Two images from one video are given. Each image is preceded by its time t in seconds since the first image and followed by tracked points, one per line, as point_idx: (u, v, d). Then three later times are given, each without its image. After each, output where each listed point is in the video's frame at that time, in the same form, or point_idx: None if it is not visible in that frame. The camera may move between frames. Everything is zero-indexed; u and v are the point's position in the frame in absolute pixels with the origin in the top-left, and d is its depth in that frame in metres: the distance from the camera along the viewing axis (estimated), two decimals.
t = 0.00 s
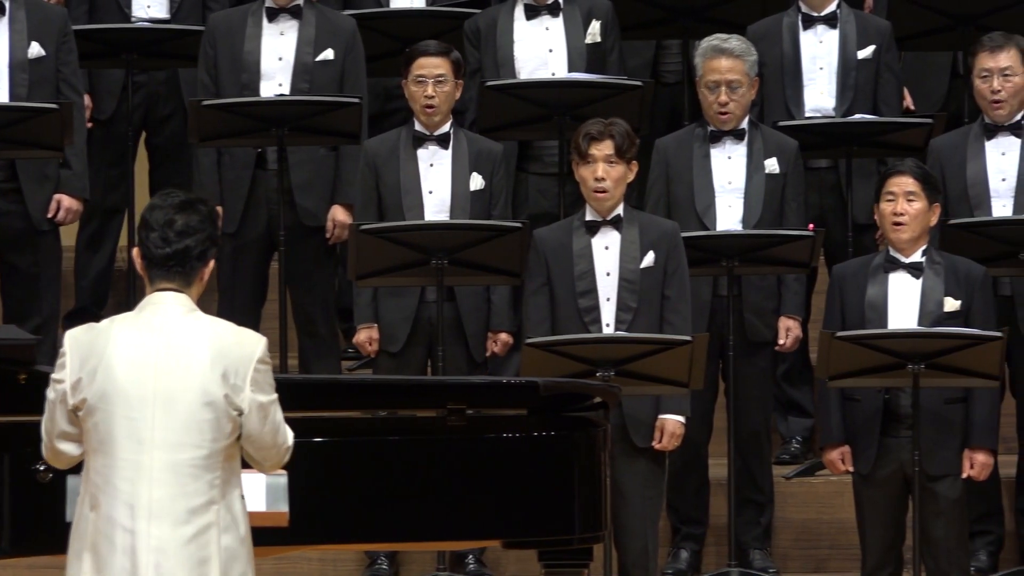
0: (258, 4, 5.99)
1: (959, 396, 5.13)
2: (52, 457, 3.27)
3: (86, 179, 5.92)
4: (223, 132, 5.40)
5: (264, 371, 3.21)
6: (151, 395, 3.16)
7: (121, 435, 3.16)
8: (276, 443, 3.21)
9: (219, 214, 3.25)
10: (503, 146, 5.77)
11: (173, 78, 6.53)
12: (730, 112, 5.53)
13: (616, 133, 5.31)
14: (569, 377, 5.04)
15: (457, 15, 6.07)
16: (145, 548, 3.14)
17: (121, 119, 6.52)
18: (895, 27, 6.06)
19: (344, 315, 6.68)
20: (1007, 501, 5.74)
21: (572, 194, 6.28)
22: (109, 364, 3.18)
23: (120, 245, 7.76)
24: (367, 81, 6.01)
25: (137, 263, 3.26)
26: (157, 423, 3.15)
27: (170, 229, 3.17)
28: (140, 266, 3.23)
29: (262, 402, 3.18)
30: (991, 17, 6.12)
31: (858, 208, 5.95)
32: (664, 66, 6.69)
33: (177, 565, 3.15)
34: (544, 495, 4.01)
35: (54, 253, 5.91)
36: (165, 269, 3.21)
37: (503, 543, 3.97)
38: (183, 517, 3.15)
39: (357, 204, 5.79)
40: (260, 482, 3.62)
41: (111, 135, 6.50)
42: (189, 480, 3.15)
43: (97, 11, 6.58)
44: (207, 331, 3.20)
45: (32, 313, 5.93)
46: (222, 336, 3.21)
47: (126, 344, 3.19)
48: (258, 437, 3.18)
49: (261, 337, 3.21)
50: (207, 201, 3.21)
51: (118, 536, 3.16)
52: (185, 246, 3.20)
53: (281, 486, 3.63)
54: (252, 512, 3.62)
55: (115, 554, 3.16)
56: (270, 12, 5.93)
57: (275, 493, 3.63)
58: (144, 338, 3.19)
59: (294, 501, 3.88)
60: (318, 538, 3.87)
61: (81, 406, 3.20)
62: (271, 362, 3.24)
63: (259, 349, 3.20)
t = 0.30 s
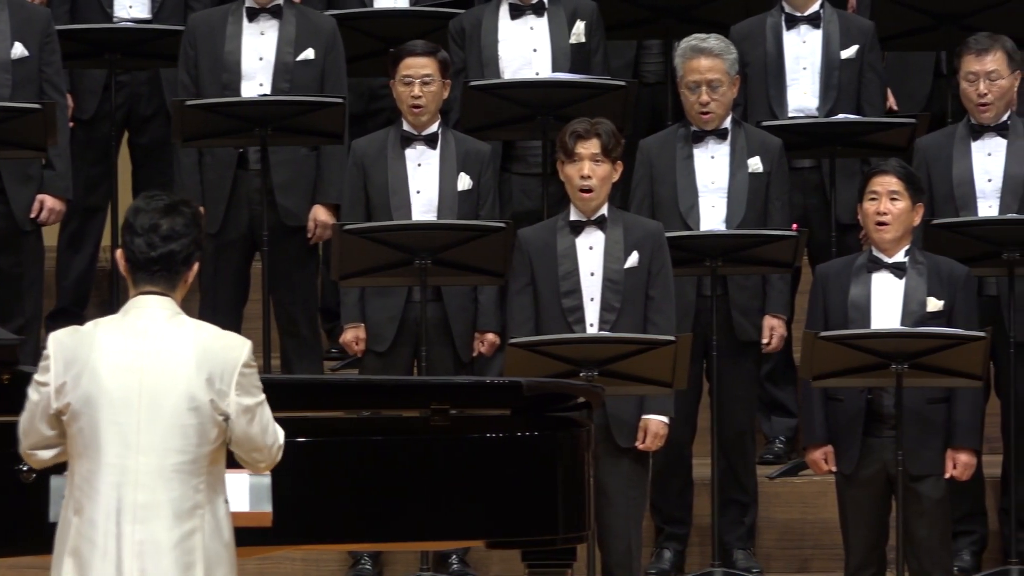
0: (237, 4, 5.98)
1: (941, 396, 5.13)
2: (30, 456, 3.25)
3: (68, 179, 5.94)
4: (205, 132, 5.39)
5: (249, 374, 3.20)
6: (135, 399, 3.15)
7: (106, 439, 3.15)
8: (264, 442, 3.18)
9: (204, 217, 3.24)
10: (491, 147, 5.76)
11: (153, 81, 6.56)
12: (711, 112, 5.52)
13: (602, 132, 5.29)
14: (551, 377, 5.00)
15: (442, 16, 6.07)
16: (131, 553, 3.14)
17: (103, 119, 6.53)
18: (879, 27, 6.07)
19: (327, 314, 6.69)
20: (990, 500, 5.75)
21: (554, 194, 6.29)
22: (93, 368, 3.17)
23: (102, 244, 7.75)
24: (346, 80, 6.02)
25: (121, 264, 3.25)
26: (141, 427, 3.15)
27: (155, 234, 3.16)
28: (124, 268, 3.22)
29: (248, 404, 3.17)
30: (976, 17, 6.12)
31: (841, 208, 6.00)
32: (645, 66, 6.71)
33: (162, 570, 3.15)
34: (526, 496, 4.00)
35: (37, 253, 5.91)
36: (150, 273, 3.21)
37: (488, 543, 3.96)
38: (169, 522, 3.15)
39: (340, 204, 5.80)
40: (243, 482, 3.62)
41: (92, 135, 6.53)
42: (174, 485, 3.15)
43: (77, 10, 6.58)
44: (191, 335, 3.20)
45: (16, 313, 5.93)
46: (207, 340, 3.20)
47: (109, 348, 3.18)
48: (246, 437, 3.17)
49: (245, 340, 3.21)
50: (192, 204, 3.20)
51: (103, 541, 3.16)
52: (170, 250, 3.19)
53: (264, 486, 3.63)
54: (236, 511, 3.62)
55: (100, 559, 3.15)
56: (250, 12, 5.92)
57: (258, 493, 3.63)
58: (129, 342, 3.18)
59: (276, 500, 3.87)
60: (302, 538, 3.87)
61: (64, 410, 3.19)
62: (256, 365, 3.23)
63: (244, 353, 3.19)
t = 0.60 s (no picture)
0: (219, 4, 5.97)
1: (923, 396, 5.13)
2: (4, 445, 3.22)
3: (47, 180, 5.92)
4: (188, 132, 5.37)
5: (232, 375, 3.18)
6: (117, 401, 3.14)
7: (88, 441, 3.14)
8: (253, 443, 3.16)
9: (184, 218, 3.24)
10: (477, 147, 5.75)
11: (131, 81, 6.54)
12: (694, 112, 5.53)
13: (585, 131, 5.28)
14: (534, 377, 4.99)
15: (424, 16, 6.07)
16: (114, 555, 3.13)
17: (83, 119, 6.50)
18: (862, 27, 6.08)
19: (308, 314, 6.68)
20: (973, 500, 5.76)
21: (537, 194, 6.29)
22: (75, 369, 3.16)
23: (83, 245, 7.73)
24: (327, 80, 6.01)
25: (101, 266, 3.24)
26: (124, 429, 3.14)
27: (136, 238, 3.15)
28: (105, 271, 3.21)
29: (231, 405, 3.15)
30: (958, 17, 6.14)
31: (824, 207, 5.99)
32: (628, 66, 6.73)
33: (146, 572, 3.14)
34: (510, 495, 3.99)
35: (17, 253, 5.89)
36: (131, 277, 3.21)
37: (470, 543, 3.95)
38: (152, 524, 3.14)
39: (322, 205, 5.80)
40: (226, 482, 3.60)
41: (72, 135, 6.50)
42: (157, 488, 3.14)
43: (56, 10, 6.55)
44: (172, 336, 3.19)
45: None
46: (188, 342, 3.19)
47: (91, 350, 3.17)
48: (231, 437, 3.15)
49: (227, 341, 3.19)
50: (172, 206, 3.20)
51: (86, 544, 3.15)
52: (150, 254, 3.19)
53: (247, 486, 3.61)
54: (218, 512, 3.60)
55: (84, 561, 3.15)
56: (231, 12, 5.92)
57: (241, 494, 3.61)
58: (111, 344, 3.17)
59: (261, 501, 3.87)
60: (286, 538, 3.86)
61: (47, 411, 3.18)
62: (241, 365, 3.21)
63: (226, 354, 3.18)
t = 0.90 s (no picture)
0: (202, 4, 5.97)
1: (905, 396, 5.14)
2: None
3: (26, 180, 5.91)
4: (172, 132, 5.36)
5: (215, 376, 3.17)
6: (100, 403, 3.14)
7: (71, 443, 3.14)
8: (235, 444, 3.15)
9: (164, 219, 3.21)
10: (463, 147, 5.75)
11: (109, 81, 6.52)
12: (679, 112, 5.53)
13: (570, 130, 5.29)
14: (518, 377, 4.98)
15: (409, 16, 6.07)
16: (99, 556, 3.13)
17: (60, 118, 6.48)
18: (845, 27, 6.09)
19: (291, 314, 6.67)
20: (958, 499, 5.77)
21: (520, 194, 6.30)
22: (57, 372, 3.16)
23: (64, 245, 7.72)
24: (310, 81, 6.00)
25: (82, 267, 3.23)
26: (107, 431, 3.13)
27: (115, 244, 3.14)
28: (86, 275, 3.20)
29: (214, 406, 3.15)
30: (939, 18, 6.15)
31: (807, 206, 6.01)
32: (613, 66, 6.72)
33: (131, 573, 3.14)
34: (494, 496, 3.99)
35: None
36: (112, 281, 3.20)
37: (453, 543, 3.96)
38: (136, 526, 3.14)
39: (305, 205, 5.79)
40: (211, 482, 3.62)
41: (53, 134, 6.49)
42: (141, 489, 3.14)
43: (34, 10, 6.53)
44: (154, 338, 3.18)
45: None
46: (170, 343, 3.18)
47: (73, 352, 3.17)
48: (213, 437, 3.15)
49: (209, 342, 3.18)
50: (151, 209, 3.18)
51: (71, 545, 3.15)
52: (131, 258, 3.18)
53: (231, 487, 3.62)
54: (203, 512, 3.61)
55: (69, 563, 3.15)
56: (215, 11, 5.91)
57: (225, 494, 3.62)
58: (93, 346, 3.17)
59: (244, 502, 3.87)
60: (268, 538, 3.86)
61: (30, 414, 3.18)
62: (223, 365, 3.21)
63: (209, 355, 3.17)
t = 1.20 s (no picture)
0: (184, 4, 5.97)
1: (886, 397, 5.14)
2: None
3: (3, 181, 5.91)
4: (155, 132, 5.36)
5: (192, 376, 3.16)
6: (79, 403, 3.12)
7: (50, 443, 3.12)
8: (208, 444, 3.14)
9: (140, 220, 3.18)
10: (444, 147, 5.75)
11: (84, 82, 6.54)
12: (660, 112, 5.52)
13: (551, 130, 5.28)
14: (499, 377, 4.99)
15: (390, 16, 6.12)
16: (77, 556, 3.10)
17: (35, 119, 6.49)
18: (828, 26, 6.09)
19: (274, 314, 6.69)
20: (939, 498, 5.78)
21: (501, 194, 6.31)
22: (35, 371, 3.14)
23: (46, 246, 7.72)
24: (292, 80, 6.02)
25: (59, 269, 3.19)
26: (86, 431, 3.11)
27: (93, 248, 3.11)
28: (64, 278, 3.17)
29: (190, 407, 3.13)
30: (922, 17, 6.18)
31: (790, 206, 6.01)
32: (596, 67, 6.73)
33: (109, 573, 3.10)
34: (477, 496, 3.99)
35: None
36: (90, 283, 3.17)
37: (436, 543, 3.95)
38: (114, 526, 3.11)
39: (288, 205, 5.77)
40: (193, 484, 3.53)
41: (33, 135, 6.49)
42: (120, 488, 3.12)
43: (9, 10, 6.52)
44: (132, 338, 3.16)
45: None
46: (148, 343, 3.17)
47: (51, 352, 3.15)
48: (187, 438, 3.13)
49: (187, 342, 3.17)
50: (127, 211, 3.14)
51: (48, 545, 3.11)
52: (108, 260, 3.15)
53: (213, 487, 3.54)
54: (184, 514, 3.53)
55: (46, 563, 3.11)
56: (196, 12, 5.91)
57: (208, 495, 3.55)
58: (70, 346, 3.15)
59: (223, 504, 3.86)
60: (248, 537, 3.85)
61: (7, 414, 3.16)
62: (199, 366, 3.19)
63: (186, 354, 3.16)
